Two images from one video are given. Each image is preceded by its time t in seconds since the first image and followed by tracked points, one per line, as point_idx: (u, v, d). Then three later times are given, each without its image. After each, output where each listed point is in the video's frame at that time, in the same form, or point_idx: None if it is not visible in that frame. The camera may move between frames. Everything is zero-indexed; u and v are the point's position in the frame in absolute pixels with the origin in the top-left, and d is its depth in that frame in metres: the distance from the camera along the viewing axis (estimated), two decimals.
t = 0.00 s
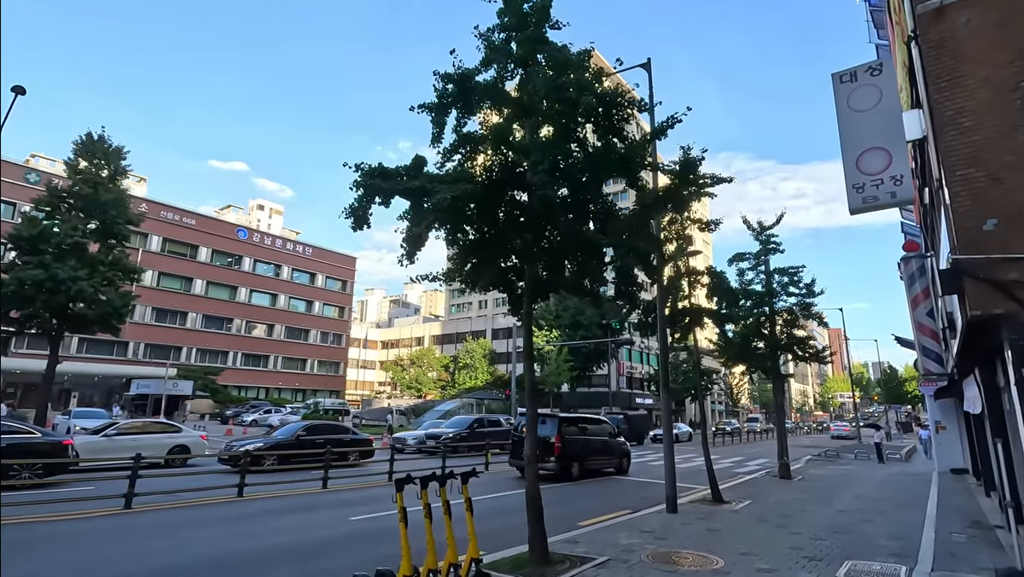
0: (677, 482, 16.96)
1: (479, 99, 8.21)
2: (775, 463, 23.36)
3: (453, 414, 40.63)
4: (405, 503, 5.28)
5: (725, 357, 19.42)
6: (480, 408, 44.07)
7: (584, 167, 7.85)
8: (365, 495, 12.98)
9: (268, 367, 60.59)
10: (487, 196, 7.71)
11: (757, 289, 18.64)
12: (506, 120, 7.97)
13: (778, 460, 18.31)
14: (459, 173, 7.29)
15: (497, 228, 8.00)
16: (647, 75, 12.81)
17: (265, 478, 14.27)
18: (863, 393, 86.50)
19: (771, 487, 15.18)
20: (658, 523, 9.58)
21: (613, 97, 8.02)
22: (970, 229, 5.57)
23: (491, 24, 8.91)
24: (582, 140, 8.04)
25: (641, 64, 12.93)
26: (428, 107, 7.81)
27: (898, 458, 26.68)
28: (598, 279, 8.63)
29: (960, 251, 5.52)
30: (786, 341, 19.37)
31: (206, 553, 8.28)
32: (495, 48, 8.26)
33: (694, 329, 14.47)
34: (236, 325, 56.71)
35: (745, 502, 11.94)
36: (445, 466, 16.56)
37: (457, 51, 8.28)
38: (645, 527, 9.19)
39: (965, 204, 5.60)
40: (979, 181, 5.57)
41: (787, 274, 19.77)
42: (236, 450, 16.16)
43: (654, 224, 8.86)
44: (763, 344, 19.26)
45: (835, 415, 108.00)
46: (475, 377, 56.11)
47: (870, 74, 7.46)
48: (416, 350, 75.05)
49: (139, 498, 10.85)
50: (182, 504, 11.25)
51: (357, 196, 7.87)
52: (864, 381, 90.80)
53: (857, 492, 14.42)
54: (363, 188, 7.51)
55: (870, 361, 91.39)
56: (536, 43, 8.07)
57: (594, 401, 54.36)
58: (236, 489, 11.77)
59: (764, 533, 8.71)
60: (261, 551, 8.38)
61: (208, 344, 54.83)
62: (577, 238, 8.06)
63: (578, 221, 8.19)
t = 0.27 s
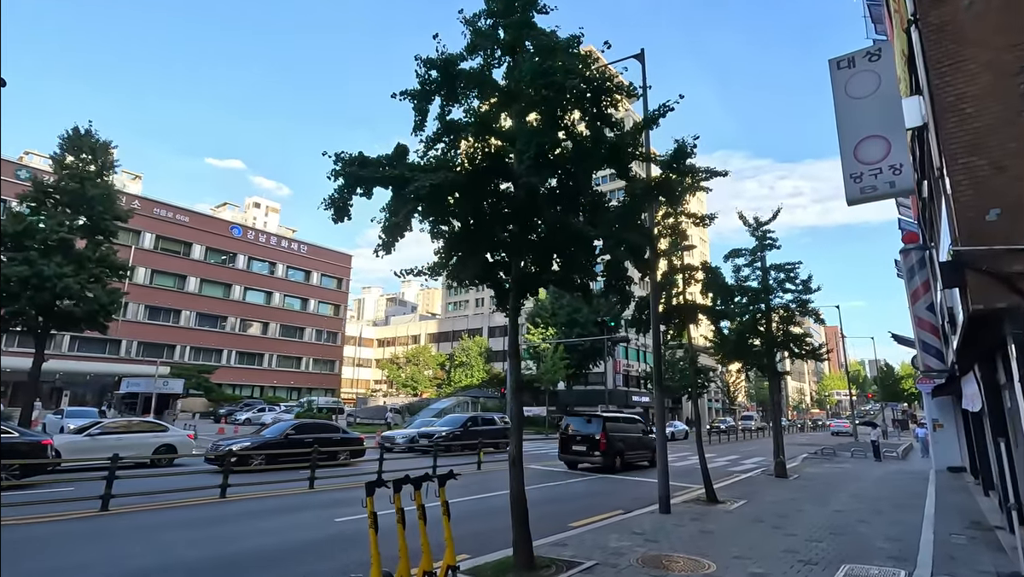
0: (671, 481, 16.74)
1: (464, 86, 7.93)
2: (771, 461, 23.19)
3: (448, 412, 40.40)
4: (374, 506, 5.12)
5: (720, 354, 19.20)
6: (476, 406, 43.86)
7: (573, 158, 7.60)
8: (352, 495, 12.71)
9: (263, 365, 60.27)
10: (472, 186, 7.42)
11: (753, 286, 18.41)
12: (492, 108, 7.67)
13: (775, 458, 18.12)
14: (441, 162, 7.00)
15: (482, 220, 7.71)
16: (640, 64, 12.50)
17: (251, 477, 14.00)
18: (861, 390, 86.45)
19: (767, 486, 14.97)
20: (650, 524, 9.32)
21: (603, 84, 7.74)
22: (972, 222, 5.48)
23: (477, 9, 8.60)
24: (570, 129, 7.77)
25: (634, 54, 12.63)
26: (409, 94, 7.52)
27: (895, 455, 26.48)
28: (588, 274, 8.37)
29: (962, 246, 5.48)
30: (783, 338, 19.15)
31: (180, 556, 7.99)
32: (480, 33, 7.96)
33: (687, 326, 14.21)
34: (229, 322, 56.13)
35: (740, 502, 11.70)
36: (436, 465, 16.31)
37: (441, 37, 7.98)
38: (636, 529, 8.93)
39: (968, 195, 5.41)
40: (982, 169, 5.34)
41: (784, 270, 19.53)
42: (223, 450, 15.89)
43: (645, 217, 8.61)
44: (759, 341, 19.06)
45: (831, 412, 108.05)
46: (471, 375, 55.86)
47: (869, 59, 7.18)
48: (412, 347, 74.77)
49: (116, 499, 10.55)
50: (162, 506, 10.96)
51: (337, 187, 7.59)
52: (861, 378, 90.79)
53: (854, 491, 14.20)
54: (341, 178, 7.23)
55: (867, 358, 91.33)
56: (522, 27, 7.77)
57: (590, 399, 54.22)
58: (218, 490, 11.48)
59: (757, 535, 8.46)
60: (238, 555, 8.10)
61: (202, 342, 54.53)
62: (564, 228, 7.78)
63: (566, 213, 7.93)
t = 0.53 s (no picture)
0: (667, 481, 16.50)
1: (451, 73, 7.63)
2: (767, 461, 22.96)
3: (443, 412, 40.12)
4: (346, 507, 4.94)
5: (717, 352, 18.96)
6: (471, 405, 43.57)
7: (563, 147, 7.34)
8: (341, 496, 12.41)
9: (258, 365, 59.87)
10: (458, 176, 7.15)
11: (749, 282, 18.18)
12: (480, 96, 7.40)
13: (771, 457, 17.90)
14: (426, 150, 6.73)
15: (470, 211, 7.44)
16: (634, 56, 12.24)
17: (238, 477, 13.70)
18: (857, 389, 86.45)
19: (764, 485, 14.74)
20: (643, 526, 9.04)
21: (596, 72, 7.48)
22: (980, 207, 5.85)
23: None
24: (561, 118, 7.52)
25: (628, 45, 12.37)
26: (394, 80, 7.24)
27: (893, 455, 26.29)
28: (579, 269, 8.10)
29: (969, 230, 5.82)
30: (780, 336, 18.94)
31: (154, 559, 7.66)
32: (468, 18, 7.69)
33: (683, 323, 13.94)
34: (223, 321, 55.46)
35: (736, 502, 11.45)
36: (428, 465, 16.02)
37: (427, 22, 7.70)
38: (628, 530, 8.65)
39: (973, 182, 5.90)
40: (988, 157, 5.89)
41: (781, 267, 19.30)
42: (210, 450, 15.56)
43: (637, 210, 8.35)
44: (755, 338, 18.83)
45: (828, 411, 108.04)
46: (467, 374, 55.58)
47: (869, 44, 6.95)
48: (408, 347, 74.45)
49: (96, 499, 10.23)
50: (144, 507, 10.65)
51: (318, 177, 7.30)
52: (858, 378, 90.77)
53: (852, 491, 13.98)
54: (322, 166, 6.92)
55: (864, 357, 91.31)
56: (511, 12, 7.49)
57: (587, 398, 53.99)
58: (202, 491, 11.17)
59: (754, 537, 8.20)
60: (215, 557, 7.78)
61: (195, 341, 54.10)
62: (554, 219, 7.50)
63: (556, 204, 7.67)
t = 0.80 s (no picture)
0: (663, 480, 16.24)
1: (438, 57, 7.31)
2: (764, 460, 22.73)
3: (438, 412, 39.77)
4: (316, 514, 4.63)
5: (713, 350, 18.69)
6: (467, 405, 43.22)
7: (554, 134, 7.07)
8: (329, 497, 12.09)
9: (252, 365, 59.43)
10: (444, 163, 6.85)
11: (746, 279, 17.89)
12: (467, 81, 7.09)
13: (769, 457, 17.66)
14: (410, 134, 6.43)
15: (456, 201, 7.14)
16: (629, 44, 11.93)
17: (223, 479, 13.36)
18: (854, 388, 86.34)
19: (761, 485, 14.49)
20: (637, 527, 8.75)
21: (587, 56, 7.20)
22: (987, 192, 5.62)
23: None
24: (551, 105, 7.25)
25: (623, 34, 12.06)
26: (376, 63, 6.93)
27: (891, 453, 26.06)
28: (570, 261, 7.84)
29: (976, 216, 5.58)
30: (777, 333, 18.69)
31: (126, 565, 7.32)
32: None
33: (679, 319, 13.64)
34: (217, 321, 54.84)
35: (734, 502, 11.18)
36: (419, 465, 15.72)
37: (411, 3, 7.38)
38: (622, 532, 8.36)
39: (981, 166, 5.66)
40: (997, 139, 5.65)
41: (778, 264, 19.03)
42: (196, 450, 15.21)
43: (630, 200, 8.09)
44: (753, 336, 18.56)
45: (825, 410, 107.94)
46: (463, 373, 55.26)
47: (871, 25, 6.68)
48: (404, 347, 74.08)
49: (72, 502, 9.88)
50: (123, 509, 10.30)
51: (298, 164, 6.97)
52: (855, 377, 90.66)
53: (851, 490, 13.72)
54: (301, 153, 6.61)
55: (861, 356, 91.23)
56: None
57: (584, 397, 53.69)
58: (184, 492, 10.83)
59: (751, 539, 7.90)
60: (189, 562, 7.45)
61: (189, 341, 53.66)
62: (543, 209, 7.20)
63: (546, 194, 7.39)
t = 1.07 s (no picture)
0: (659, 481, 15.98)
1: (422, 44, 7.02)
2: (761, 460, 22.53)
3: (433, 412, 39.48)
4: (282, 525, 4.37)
5: (710, 349, 18.44)
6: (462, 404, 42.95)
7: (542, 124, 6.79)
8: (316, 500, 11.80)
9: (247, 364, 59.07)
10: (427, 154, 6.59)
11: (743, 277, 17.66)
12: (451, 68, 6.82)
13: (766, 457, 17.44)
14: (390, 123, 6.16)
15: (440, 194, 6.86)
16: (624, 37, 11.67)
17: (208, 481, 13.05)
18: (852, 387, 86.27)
19: (758, 486, 14.26)
20: (630, 531, 8.49)
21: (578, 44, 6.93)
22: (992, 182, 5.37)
23: None
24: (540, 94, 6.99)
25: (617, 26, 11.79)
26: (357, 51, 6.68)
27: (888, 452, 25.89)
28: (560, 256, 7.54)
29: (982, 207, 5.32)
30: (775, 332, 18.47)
31: (97, 573, 7.01)
32: None
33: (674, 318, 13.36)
34: (212, 321, 54.19)
35: (730, 504, 10.95)
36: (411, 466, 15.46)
37: None
38: (614, 537, 8.10)
39: (987, 154, 5.42)
40: (1003, 127, 5.42)
41: (776, 261, 18.79)
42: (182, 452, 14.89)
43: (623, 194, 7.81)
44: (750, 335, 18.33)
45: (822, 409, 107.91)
46: (459, 373, 54.97)
47: (871, 12, 6.45)
48: (400, 346, 73.73)
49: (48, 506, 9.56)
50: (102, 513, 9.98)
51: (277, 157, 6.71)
52: (852, 376, 90.62)
53: (850, 491, 13.49)
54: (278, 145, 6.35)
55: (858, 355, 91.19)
56: None
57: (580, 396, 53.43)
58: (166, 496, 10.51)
59: (748, 544, 7.64)
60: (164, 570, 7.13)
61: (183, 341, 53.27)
62: (531, 202, 6.92)
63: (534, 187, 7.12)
